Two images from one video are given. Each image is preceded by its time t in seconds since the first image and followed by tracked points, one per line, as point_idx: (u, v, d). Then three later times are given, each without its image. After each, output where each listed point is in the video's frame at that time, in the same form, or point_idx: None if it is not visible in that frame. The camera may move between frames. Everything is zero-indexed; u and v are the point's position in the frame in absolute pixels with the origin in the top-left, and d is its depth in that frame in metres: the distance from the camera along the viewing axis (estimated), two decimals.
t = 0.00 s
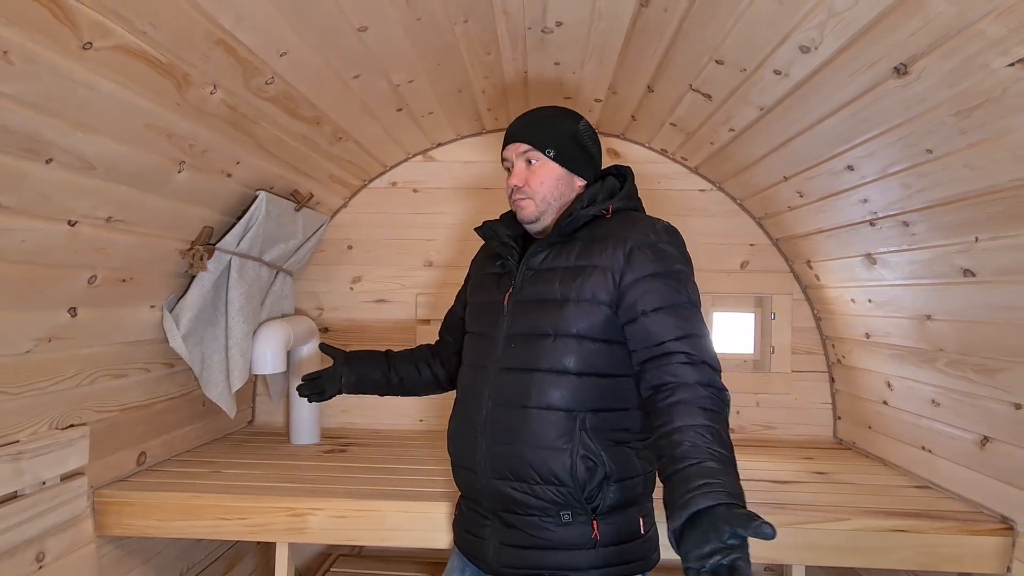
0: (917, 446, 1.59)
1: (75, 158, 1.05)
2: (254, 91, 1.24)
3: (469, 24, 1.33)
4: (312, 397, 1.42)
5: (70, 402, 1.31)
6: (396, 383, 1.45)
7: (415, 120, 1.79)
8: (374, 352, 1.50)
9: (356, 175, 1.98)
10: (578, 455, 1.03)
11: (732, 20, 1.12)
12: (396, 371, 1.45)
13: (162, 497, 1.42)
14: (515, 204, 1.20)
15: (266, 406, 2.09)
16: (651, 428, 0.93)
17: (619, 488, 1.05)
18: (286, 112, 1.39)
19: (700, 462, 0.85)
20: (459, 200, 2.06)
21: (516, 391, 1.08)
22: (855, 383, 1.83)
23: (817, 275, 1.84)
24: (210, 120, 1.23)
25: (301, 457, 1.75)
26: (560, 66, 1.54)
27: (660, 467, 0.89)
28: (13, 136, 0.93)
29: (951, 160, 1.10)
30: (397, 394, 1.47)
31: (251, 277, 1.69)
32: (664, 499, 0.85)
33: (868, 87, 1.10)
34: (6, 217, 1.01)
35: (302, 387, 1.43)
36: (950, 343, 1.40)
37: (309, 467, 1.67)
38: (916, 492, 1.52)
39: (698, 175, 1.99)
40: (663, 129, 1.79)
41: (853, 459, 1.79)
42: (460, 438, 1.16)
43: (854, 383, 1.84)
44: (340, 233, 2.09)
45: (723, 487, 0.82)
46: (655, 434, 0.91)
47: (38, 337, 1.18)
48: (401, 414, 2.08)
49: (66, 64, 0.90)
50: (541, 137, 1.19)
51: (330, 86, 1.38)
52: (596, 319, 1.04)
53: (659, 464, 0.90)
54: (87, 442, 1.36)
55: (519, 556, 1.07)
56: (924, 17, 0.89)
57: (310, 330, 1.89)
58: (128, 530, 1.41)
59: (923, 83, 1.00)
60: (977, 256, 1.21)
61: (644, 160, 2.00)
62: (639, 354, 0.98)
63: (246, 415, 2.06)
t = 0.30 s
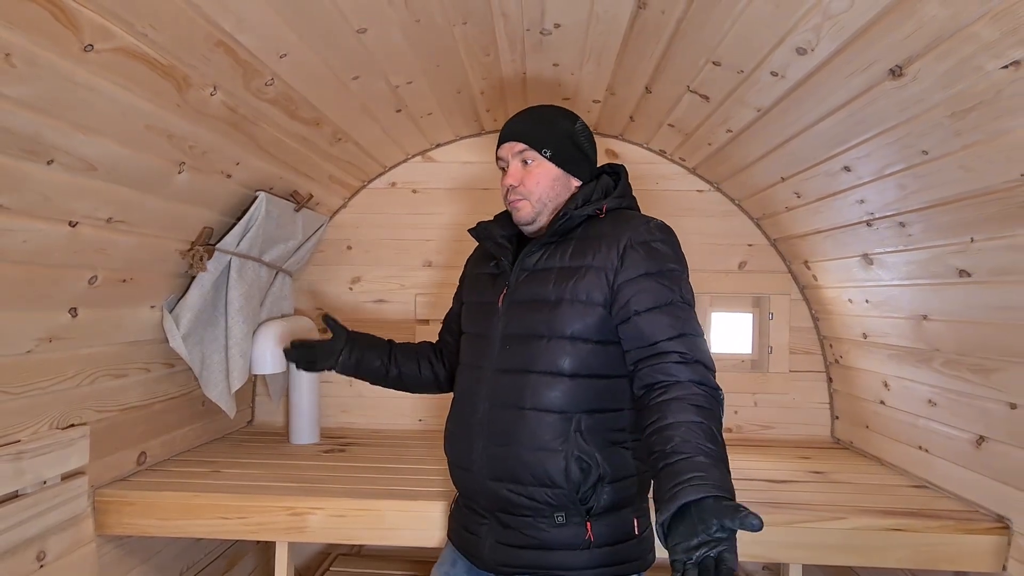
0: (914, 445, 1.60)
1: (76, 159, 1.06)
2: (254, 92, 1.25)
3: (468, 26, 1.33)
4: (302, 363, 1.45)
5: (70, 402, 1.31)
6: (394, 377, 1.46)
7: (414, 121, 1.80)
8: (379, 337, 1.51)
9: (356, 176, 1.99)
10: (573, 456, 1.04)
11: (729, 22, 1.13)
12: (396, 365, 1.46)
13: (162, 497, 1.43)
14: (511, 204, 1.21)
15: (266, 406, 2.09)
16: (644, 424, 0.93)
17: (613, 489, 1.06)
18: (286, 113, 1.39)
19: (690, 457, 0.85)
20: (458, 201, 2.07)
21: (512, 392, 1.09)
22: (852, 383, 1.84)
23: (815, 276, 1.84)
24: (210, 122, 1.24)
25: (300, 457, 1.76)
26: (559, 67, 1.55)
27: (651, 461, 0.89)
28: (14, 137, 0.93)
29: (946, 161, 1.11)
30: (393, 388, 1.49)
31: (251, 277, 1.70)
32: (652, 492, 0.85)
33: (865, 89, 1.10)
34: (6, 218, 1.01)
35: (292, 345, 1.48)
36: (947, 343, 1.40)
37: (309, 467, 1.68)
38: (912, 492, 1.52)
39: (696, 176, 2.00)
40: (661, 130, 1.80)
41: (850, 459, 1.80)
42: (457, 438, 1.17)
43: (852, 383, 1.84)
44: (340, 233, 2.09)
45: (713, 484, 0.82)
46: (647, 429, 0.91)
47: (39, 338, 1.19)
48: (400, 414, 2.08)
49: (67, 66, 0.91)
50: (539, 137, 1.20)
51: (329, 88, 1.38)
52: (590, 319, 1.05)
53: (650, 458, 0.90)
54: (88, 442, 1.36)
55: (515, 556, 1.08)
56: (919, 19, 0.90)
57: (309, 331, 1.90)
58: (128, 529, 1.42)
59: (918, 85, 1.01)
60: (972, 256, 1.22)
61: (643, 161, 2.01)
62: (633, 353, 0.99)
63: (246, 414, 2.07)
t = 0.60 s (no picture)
0: (911, 445, 1.61)
1: (80, 162, 1.07)
2: (256, 94, 1.26)
3: (467, 29, 1.34)
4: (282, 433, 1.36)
5: (72, 402, 1.32)
6: (382, 407, 1.45)
7: (415, 123, 1.81)
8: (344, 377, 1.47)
9: (357, 177, 2.00)
10: (559, 461, 1.04)
11: (726, 24, 1.14)
12: (380, 396, 1.44)
13: (164, 496, 1.43)
14: (507, 198, 1.21)
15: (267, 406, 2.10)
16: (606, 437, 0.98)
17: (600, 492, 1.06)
18: (287, 115, 1.40)
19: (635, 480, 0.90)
20: (457, 202, 2.08)
21: (500, 395, 1.09)
22: (851, 383, 1.84)
23: (813, 276, 1.85)
24: (212, 124, 1.25)
25: (301, 457, 1.77)
26: (558, 69, 1.56)
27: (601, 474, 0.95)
28: (19, 140, 0.94)
29: (942, 163, 1.12)
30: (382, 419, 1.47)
31: (252, 277, 1.71)
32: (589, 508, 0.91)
33: (861, 91, 1.11)
34: (10, 219, 1.02)
35: (288, 374, 1.39)
36: (943, 343, 1.41)
37: (309, 466, 1.69)
38: (910, 491, 1.53)
39: (696, 177, 2.01)
40: (660, 131, 1.81)
41: (848, 458, 1.81)
42: (447, 442, 1.18)
43: (850, 383, 1.85)
44: (340, 234, 2.10)
45: (649, 513, 0.88)
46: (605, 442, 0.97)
47: (42, 338, 1.20)
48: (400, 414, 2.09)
49: (71, 69, 0.92)
50: (534, 130, 1.21)
51: (330, 90, 1.39)
52: (575, 322, 1.06)
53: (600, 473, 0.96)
54: (90, 441, 1.38)
55: (506, 559, 1.09)
56: (913, 23, 0.91)
57: (310, 333, 1.92)
58: (130, 528, 1.43)
59: (913, 87, 1.02)
60: (968, 258, 1.23)
61: (642, 162, 2.02)
62: (608, 356, 1.02)
63: (247, 414, 2.08)
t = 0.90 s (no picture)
0: (909, 445, 1.61)
1: (83, 163, 1.07)
2: (258, 96, 1.26)
3: (467, 31, 1.35)
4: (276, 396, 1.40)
5: (74, 402, 1.33)
6: (373, 392, 1.45)
7: (415, 124, 1.82)
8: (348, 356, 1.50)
9: (357, 178, 2.01)
10: (529, 458, 1.06)
11: (725, 27, 1.15)
12: (373, 380, 1.45)
13: (166, 496, 1.44)
14: (461, 203, 1.24)
15: (267, 406, 2.11)
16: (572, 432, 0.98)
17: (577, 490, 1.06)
18: (289, 116, 1.41)
19: (593, 473, 0.90)
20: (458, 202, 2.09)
21: (475, 395, 1.11)
22: (850, 383, 1.85)
23: (812, 276, 1.86)
24: (214, 126, 1.26)
25: (302, 456, 1.78)
26: (558, 71, 1.56)
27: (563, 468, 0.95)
28: (24, 142, 0.95)
29: (939, 164, 1.13)
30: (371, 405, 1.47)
31: (253, 278, 1.72)
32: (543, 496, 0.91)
33: (858, 93, 1.12)
34: (14, 220, 1.03)
35: (300, 351, 1.44)
36: (941, 343, 1.42)
37: (310, 465, 1.69)
38: (908, 490, 1.54)
39: (696, 177, 2.02)
40: (660, 133, 1.82)
41: (847, 458, 1.82)
42: (430, 442, 1.20)
43: (849, 383, 1.86)
44: (341, 234, 2.11)
45: (603, 504, 0.89)
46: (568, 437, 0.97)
47: (45, 338, 1.21)
48: (401, 413, 2.10)
49: (75, 71, 0.93)
50: (477, 133, 1.20)
51: (331, 91, 1.40)
52: (542, 320, 1.06)
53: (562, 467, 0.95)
54: (93, 441, 1.38)
55: (487, 558, 1.10)
56: (910, 26, 0.92)
57: (312, 333, 1.92)
58: (133, 527, 1.43)
59: (910, 89, 1.03)
60: (965, 258, 1.24)
61: (642, 162, 2.03)
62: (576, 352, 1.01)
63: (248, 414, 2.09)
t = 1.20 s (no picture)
0: (908, 444, 1.62)
1: (85, 164, 1.08)
2: (258, 97, 1.27)
3: (467, 31, 1.36)
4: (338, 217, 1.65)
5: (76, 402, 1.33)
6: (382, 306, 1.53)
7: (416, 124, 1.82)
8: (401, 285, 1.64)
9: (358, 178, 2.01)
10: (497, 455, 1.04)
11: (724, 28, 1.15)
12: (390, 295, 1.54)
13: (167, 495, 1.45)
14: (455, 200, 1.26)
15: (267, 405, 2.11)
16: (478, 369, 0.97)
17: (545, 488, 1.04)
18: (289, 117, 1.42)
19: (469, 375, 0.91)
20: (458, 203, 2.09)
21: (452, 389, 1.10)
22: (849, 382, 1.86)
23: (811, 276, 1.87)
24: (215, 126, 1.26)
25: (302, 456, 1.78)
26: (558, 71, 1.57)
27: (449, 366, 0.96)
28: (26, 142, 0.95)
29: (937, 165, 1.13)
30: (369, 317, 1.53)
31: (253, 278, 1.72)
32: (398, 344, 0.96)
33: (857, 94, 1.13)
34: (15, 220, 1.03)
35: (378, 227, 1.67)
36: (939, 343, 1.43)
37: (310, 465, 1.70)
38: (906, 489, 1.54)
39: (695, 178, 2.02)
40: (660, 133, 1.82)
41: (846, 457, 1.82)
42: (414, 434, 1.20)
43: (848, 383, 1.86)
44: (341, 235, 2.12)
45: (445, 390, 0.90)
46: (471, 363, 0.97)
47: (47, 338, 1.21)
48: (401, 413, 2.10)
49: (77, 72, 0.93)
50: (469, 133, 1.21)
51: (331, 91, 1.41)
52: (510, 313, 1.04)
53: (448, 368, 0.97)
54: (94, 440, 1.39)
55: (459, 552, 1.09)
56: (908, 27, 0.92)
57: (313, 333, 1.91)
58: (133, 526, 1.44)
59: (908, 90, 1.03)
60: (963, 259, 1.24)
61: (641, 163, 2.03)
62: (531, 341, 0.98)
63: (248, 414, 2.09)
